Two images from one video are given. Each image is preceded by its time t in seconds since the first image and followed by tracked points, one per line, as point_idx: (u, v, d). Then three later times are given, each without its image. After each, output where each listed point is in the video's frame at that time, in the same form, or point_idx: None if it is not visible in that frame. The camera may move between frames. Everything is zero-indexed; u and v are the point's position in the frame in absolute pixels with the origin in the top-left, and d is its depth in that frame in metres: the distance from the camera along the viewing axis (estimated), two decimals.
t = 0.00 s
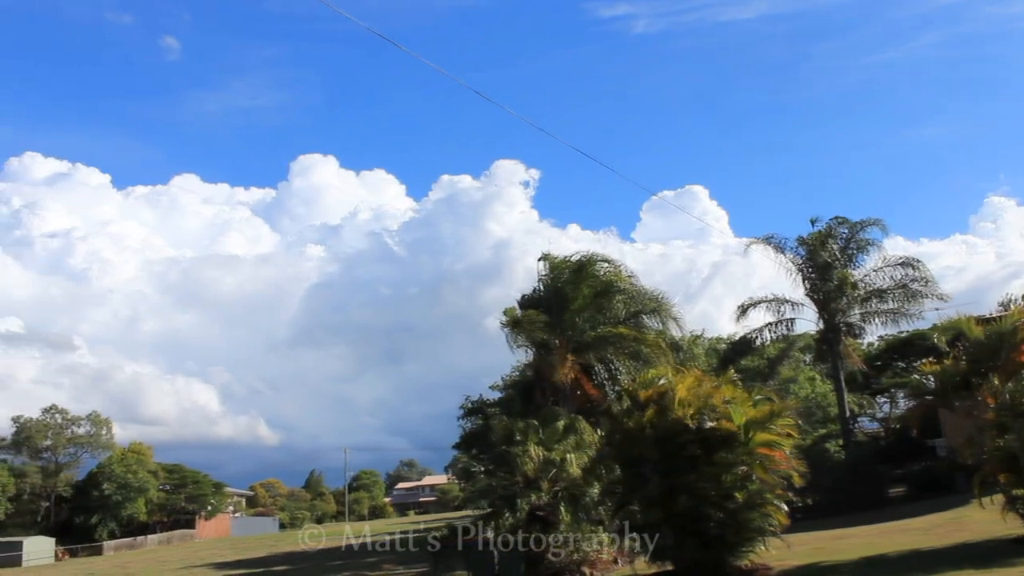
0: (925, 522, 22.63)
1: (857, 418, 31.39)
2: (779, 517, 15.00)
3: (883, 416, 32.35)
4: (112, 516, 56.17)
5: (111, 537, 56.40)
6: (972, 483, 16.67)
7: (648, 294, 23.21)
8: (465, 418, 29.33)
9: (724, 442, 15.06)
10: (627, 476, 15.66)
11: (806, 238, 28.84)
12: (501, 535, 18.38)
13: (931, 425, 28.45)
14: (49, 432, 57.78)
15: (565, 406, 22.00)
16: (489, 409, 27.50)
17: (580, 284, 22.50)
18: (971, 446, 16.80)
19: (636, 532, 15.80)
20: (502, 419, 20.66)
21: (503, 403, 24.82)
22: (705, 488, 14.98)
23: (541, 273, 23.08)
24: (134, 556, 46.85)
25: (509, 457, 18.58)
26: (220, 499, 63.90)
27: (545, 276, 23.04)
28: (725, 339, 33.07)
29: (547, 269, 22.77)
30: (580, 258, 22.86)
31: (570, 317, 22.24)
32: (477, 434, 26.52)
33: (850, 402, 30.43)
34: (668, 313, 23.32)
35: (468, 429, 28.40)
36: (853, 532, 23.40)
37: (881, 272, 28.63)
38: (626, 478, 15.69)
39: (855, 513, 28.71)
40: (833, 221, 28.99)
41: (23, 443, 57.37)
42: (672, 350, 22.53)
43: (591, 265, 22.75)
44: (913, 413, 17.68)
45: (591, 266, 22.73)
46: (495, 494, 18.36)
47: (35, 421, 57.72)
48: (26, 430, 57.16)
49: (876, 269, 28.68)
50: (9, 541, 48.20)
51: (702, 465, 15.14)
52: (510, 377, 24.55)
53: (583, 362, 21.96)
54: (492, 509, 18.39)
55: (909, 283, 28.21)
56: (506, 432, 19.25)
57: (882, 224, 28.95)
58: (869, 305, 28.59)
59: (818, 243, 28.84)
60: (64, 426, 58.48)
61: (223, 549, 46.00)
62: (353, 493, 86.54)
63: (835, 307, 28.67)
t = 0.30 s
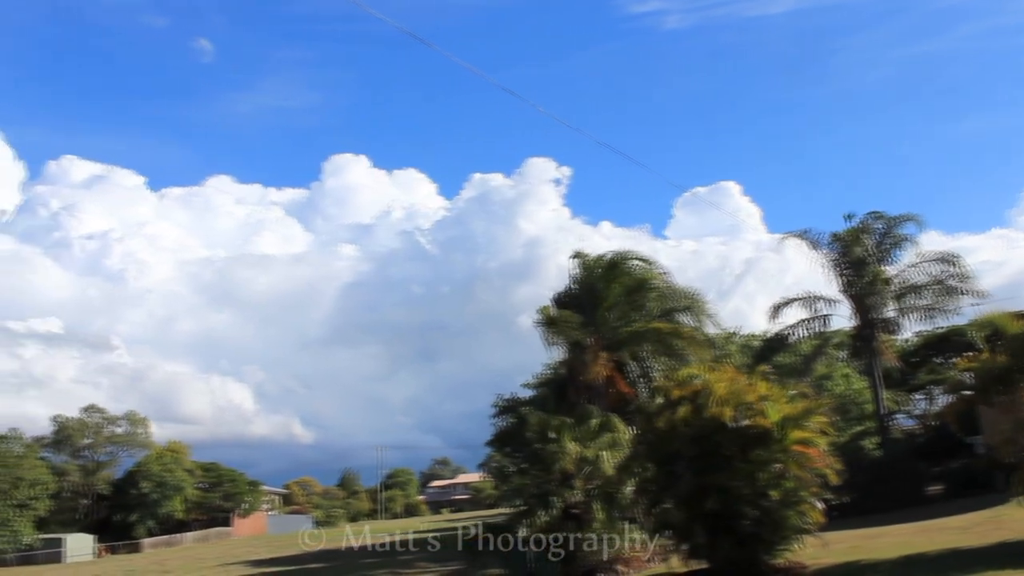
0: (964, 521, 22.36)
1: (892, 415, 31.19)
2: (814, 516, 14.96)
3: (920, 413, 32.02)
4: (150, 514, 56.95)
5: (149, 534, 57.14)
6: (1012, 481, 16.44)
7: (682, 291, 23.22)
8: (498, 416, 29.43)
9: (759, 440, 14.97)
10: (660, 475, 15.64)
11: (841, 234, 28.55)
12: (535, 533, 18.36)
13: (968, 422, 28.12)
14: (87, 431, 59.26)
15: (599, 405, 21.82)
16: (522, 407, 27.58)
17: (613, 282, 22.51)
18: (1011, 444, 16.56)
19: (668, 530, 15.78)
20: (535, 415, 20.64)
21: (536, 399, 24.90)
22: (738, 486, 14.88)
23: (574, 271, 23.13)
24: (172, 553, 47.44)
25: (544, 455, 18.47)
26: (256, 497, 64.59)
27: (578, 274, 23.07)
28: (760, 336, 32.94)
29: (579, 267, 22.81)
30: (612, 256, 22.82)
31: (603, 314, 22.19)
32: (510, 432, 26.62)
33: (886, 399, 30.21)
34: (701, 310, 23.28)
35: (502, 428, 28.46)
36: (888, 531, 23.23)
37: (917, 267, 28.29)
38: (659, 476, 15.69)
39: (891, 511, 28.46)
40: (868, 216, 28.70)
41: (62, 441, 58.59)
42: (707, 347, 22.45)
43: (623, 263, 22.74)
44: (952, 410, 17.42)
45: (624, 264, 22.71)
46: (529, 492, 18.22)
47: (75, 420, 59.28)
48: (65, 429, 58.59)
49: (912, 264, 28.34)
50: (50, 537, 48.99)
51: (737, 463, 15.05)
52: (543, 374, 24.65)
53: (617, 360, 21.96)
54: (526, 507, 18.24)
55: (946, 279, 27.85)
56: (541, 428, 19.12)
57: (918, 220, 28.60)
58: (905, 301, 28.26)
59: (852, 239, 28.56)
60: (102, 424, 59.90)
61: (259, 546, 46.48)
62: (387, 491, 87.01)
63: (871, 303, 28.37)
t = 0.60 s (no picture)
0: (998, 521, 22.10)
1: (925, 413, 30.96)
2: (845, 515, 14.85)
3: (953, 411, 31.72)
4: (182, 511, 57.55)
5: (181, 531, 57.79)
6: None
7: (711, 288, 23.27)
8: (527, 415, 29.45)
9: (789, 438, 14.86)
10: (690, 473, 15.46)
11: (872, 230, 28.27)
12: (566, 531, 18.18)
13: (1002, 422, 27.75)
14: (121, 428, 59.76)
15: (628, 402, 21.93)
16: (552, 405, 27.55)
17: (641, 279, 22.31)
18: None
19: (699, 530, 15.66)
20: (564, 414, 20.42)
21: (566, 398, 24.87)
22: (767, 485, 14.77)
23: (603, 270, 23.02)
24: (204, 549, 47.97)
25: (574, 453, 18.43)
26: (286, 494, 65.11)
27: (607, 273, 22.97)
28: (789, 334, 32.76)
29: (608, 265, 22.69)
30: (641, 253, 22.73)
31: (632, 312, 22.01)
32: (538, 430, 26.67)
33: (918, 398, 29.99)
34: (730, 307, 23.32)
35: (530, 426, 28.49)
36: (920, 531, 23.06)
37: (950, 265, 27.97)
38: (689, 475, 15.51)
39: (924, 511, 28.14)
40: (901, 213, 28.44)
41: (96, 439, 59.08)
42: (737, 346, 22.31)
43: (652, 261, 22.62)
44: (985, 408, 17.18)
45: (653, 261, 22.59)
46: (560, 490, 18.15)
47: (108, 418, 59.85)
48: (98, 427, 59.07)
49: (945, 262, 28.02)
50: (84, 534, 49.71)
51: (766, 461, 14.98)
52: (573, 373, 24.49)
53: (645, 358, 21.92)
54: (557, 505, 18.18)
55: (980, 277, 27.50)
56: (570, 427, 18.96)
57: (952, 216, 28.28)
58: (937, 298, 27.97)
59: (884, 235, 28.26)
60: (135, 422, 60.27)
61: (290, 544, 46.82)
62: (417, 489, 87.32)
63: (902, 300, 28.09)
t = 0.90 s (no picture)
0: None
1: (953, 411, 30.66)
2: (872, 513, 14.83)
3: (982, 408, 31.39)
4: (209, 511, 58.05)
5: (209, 530, 58.30)
6: None
7: (737, 286, 23.27)
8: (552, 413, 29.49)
9: (816, 436, 14.82)
10: (718, 470, 15.55)
11: (898, 226, 28.05)
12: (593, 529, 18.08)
13: None
14: (148, 429, 60.62)
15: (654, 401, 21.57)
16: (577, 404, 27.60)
17: (665, 276, 22.39)
18: None
19: (724, 528, 15.77)
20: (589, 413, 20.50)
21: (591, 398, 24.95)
22: (794, 483, 14.72)
23: (627, 268, 23.06)
24: (232, 549, 48.38)
25: (599, 451, 18.39)
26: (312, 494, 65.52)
27: (631, 270, 23.04)
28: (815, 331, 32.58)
29: (632, 263, 22.77)
30: (664, 250, 22.83)
31: (658, 309, 22.11)
32: (564, 429, 26.73)
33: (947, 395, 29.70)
34: (756, 305, 23.23)
35: (556, 425, 28.54)
36: (950, 529, 22.86)
37: (978, 260, 27.69)
38: (716, 472, 15.61)
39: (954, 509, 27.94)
40: (929, 208, 28.19)
41: (125, 439, 60.05)
42: (762, 343, 22.34)
43: (674, 257, 22.71)
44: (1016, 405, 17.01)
45: (676, 258, 22.67)
46: (586, 489, 18.23)
47: (136, 419, 60.81)
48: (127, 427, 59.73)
49: (972, 257, 27.74)
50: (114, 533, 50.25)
51: (794, 459, 14.88)
52: (597, 372, 24.63)
53: (671, 356, 21.66)
54: (583, 504, 18.24)
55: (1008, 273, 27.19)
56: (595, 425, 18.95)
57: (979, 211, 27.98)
58: (965, 294, 27.79)
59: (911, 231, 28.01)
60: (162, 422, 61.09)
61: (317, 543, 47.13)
62: (442, 489, 87.55)
63: (929, 297, 27.90)
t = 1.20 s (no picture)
0: None
1: (987, 415, 30.22)
2: (906, 519, 14.52)
3: (1016, 412, 30.90)
4: (239, 517, 58.45)
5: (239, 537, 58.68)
6: None
7: (765, 290, 23.15)
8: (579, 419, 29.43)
9: (847, 441, 14.64)
10: (749, 474, 15.23)
11: (929, 228, 27.68)
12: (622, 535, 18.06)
13: None
14: (179, 436, 60.83)
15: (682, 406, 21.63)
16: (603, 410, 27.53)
17: (694, 281, 22.16)
18: None
19: (755, 534, 15.67)
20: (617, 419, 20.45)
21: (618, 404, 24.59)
22: (826, 489, 14.55)
23: (655, 273, 22.99)
24: (261, 555, 48.67)
25: (627, 458, 18.22)
26: (341, 501, 65.77)
27: (659, 275, 22.93)
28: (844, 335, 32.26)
29: (660, 268, 22.67)
30: (692, 256, 22.73)
31: (688, 314, 21.83)
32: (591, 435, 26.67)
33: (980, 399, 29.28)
34: (783, 310, 23.22)
35: (583, 430, 28.48)
36: (984, 535, 22.55)
37: (1011, 262, 27.34)
38: (749, 478, 15.25)
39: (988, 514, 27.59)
40: (961, 210, 27.87)
41: (155, 446, 60.36)
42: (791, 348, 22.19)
43: (702, 263, 22.57)
44: None
45: (704, 263, 22.53)
46: (614, 496, 17.97)
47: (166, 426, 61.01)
48: (158, 435, 60.26)
49: (1005, 260, 27.39)
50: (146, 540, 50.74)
51: (824, 465, 14.70)
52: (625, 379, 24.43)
53: (700, 362, 21.75)
54: (612, 511, 18.03)
55: None
56: (623, 432, 18.89)
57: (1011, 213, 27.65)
58: (998, 297, 27.37)
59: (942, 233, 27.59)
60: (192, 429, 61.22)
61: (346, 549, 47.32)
62: (470, 496, 87.54)
63: (961, 299, 27.49)
